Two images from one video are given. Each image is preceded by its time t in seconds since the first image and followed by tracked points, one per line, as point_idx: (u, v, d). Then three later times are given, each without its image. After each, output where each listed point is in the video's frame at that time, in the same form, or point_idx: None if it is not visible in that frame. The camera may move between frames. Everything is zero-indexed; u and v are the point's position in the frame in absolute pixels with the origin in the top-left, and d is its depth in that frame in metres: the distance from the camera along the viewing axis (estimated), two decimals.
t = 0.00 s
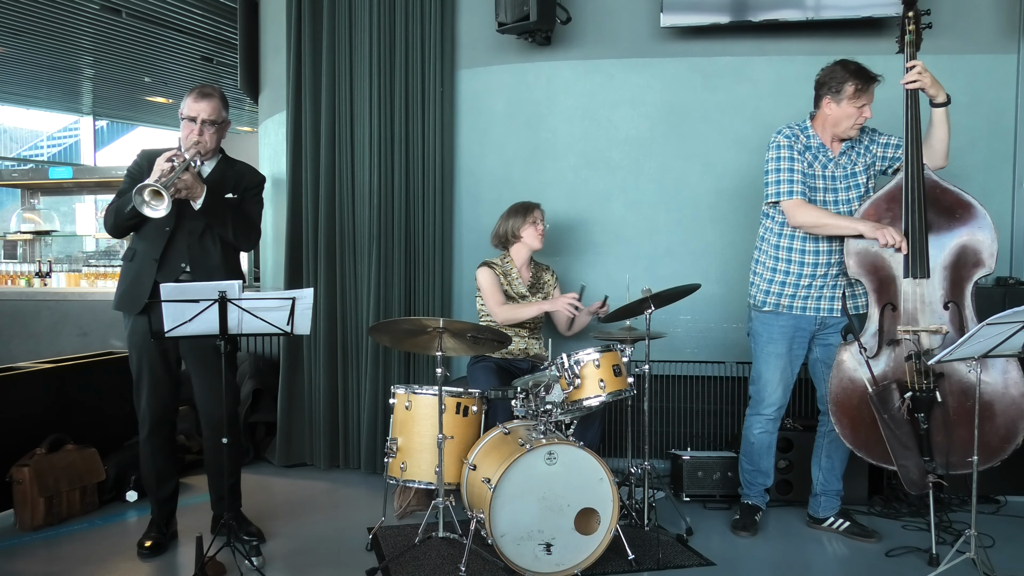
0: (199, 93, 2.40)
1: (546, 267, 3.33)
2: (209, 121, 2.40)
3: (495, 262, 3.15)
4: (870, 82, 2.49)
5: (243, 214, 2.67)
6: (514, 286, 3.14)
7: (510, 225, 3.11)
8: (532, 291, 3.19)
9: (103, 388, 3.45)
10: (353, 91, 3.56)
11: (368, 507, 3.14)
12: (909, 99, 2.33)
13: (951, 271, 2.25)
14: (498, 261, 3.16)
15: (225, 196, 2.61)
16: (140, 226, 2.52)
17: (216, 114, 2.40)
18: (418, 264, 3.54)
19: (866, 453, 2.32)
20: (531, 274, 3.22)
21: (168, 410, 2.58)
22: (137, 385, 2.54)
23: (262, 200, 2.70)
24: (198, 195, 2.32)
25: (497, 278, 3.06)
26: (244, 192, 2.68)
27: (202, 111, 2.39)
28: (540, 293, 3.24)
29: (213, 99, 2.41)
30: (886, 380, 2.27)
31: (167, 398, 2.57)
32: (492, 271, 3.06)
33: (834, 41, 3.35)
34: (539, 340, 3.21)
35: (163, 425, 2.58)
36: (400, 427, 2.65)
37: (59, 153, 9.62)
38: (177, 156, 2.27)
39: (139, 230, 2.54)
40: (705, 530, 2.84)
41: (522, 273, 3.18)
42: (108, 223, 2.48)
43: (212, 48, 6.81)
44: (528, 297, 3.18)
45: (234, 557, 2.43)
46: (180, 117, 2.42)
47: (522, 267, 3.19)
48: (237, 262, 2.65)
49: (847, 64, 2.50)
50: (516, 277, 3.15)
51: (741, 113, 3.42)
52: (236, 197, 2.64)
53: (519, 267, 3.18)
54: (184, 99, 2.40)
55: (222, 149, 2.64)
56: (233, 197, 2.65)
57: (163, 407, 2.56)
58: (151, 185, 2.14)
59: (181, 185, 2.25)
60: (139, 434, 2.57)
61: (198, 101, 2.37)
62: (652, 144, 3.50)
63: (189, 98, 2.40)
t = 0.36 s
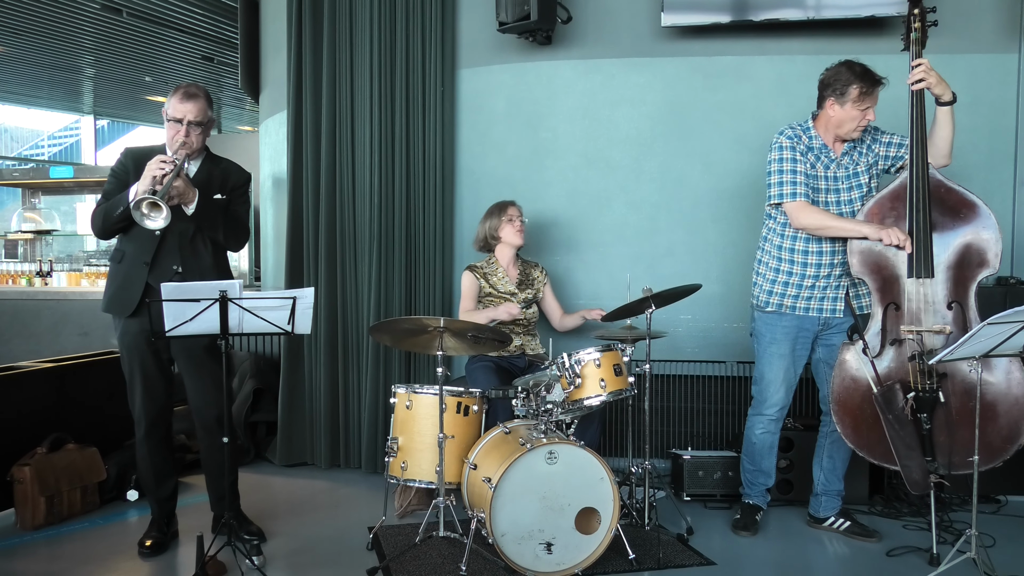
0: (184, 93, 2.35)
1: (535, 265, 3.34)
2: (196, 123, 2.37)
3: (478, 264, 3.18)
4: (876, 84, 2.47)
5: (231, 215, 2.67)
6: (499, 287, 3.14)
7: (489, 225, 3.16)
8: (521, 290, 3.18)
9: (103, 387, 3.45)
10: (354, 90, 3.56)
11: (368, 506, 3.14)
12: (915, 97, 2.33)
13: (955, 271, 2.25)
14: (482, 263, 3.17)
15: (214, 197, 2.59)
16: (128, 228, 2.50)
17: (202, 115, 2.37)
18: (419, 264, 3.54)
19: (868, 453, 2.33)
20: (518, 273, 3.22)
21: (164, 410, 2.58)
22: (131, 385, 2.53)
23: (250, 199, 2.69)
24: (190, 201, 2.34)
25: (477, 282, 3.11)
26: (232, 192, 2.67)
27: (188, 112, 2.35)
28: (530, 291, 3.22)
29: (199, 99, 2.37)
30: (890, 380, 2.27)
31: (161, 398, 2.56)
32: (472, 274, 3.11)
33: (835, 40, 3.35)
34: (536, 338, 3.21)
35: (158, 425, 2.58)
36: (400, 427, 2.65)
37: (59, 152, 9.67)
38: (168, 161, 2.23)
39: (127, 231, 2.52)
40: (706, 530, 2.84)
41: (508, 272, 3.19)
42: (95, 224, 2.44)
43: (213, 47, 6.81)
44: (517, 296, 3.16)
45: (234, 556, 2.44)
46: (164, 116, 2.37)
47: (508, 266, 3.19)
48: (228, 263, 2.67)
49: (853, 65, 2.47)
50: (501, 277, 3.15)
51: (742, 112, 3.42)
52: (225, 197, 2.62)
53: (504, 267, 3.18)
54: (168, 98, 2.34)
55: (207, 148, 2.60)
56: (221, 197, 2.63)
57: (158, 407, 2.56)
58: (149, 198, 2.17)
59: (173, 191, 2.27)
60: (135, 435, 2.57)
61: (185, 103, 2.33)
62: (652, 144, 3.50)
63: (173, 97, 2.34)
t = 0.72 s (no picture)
0: (172, 95, 2.32)
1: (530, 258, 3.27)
2: (185, 125, 2.37)
3: (468, 269, 3.18)
4: (864, 78, 2.47)
5: (223, 215, 2.69)
6: (489, 291, 3.13)
7: (471, 226, 3.15)
8: (513, 290, 3.14)
9: (104, 387, 3.45)
10: (355, 90, 3.56)
11: (369, 506, 3.14)
12: (910, 96, 2.33)
13: (953, 270, 2.24)
14: (470, 269, 3.17)
15: (206, 199, 2.60)
16: (122, 232, 2.50)
17: (191, 117, 2.37)
18: (420, 263, 3.54)
19: (868, 454, 2.32)
20: (510, 273, 3.17)
21: (161, 409, 2.58)
22: (128, 386, 2.53)
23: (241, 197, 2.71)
24: (188, 207, 2.36)
25: (465, 291, 3.13)
26: (223, 192, 2.68)
27: (177, 114, 2.34)
28: (524, 289, 3.17)
29: (187, 101, 2.36)
30: (890, 381, 2.27)
31: (159, 398, 2.57)
32: (459, 282, 3.13)
33: (835, 40, 3.35)
34: (532, 337, 3.19)
35: (156, 425, 2.58)
36: (401, 426, 2.65)
37: (61, 151, 9.57)
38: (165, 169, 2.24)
39: (119, 234, 2.51)
40: (706, 529, 2.84)
41: (498, 274, 3.16)
42: (88, 229, 2.43)
43: (213, 47, 6.80)
44: (509, 297, 3.13)
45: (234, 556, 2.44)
46: (150, 117, 2.36)
47: (498, 268, 3.17)
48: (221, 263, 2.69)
49: (839, 60, 2.48)
50: (490, 282, 3.14)
51: (743, 112, 3.42)
52: (216, 198, 2.63)
53: (494, 270, 3.17)
54: (156, 101, 2.33)
55: (194, 147, 2.61)
56: (213, 198, 2.64)
57: (155, 407, 2.56)
58: (157, 214, 2.14)
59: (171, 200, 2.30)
60: (133, 435, 2.56)
61: (173, 105, 2.32)
62: (653, 144, 3.49)
63: (161, 99, 2.33)
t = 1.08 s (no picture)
0: (163, 92, 2.33)
1: (533, 255, 3.18)
2: (178, 122, 2.37)
3: (470, 273, 3.14)
4: (834, 67, 2.53)
5: (222, 211, 2.67)
6: (489, 297, 3.09)
7: (476, 232, 3.08)
8: (514, 298, 3.07)
9: (105, 387, 3.45)
10: (355, 90, 3.56)
11: (369, 506, 3.14)
12: (896, 98, 2.34)
13: (944, 269, 2.25)
14: (472, 273, 3.14)
15: (203, 197, 2.60)
16: (122, 234, 2.49)
17: (184, 113, 2.36)
18: (420, 263, 3.54)
19: (865, 455, 2.32)
20: (512, 280, 3.10)
21: (161, 409, 2.58)
22: (129, 386, 2.53)
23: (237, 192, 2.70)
24: (190, 206, 2.35)
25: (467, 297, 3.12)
26: (219, 187, 2.68)
27: (170, 111, 2.34)
28: (526, 295, 3.09)
29: (179, 98, 2.35)
30: (885, 381, 2.26)
31: (160, 397, 2.57)
32: (462, 291, 3.13)
33: (836, 39, 3.35)
34: (531, 340, 3.13)
35: (157, 425, 2.58)
36: (402, 426, 2.65)
37: (62, 152, 9.58)
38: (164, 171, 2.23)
39: (118, 237, 2.50)
40: (707, 529, 2.84)
41: (500, 280, 3.10)
42: (87, 231, 2.42)
43: (214, 46, 6.80)
44: (509, 304, 3.08)
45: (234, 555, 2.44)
46: (145, 117, 2.37)
47: (501, 274, 3.12)
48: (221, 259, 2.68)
49: (806, 56, 2.58)
50: (491, 288, 3.09)
51: (743, 111, 3.42)
52: (213, 195, 2.63)
53: (496, 275, 3.11)
54: (147, 100, 2.33)
55: (187, 145, 2.60)
56: (209, 195, 2.64)
57: (156, 407, 2.56)
58: (160, 215, 2.13)
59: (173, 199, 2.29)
60: (134, 435, 2.57)
61: (165, 103, 2.32)
62: (654, 143, 3.49)
63: (152, 97, 2.33)
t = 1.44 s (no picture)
0: (168, 82, 2.37)
1: (539, 261, 3.11)
2: (185, 112, 2.36)
3: (478, 273, 3.12)
4: (807, 66, 2.57)
5: (230, 202, 2.68)
6: (494, 300, 3.07)
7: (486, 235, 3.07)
8: (518, 305, 3.04)
9: (107, 386, 3.46)
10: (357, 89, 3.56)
11: (371, 505, 3.14)
12: (878, 101, 2.37)
13: (932, 269, 2.26)
14: (480, 274, 3.11)
15: (209, 187, 2.59)
16: (129, 225, 2.50)
17: (189, 103, 2.36)
18: (422, 263, 3.54)
19: (862, 457, 2.31)
20: (518, 287, 3.06)
21: (167, 409, 2.59)
22: (136, 385, 2.54)
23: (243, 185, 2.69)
24: (195, 185, 2.27)
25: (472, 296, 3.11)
26: (226, 180, 2.66)
27: (175, 102, 2.34)
28: (531, 303, 3.06)
29: (183, 88, 2.39)
30: (879, 382, 2.26)
31: (166, 396, 2.57)
32: (467, 288, 3.11)
33: (837, 39, 3.35)
34: (535, 339, 3.14)
35: (162, 424, 2.58)
36: (404, 425, 2.65)
37: (64, 151, 9.60)
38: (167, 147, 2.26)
39: (125, 228, 2.51)
40: (709, 529, 2.84)
41: (507, 286, 3.07)
42: (94, 221, 2.43)
43: (215, 46, 6.80)
44: (513, 310, 3.05)
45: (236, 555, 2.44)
46: (151, 114, 2.36)
47: (509, 280, 3.07)
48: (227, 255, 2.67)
49: (778, 59, 2.63)
50: (497, 292, 3.07)
51: (745, 111, 3.42)
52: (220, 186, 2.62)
53: (504, 280, 3.07)
54: (153, 92, 2.35)
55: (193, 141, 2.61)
56: (216, 186, 2.63)
57: (162, 406, 2.56)
58: (164, 177, 2.20)
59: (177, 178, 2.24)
60: (139, 435, 2.57)
61: (169, 91, 2.34)
62: (655, 143, 3.49)
63: (158, 89, 2.35)
